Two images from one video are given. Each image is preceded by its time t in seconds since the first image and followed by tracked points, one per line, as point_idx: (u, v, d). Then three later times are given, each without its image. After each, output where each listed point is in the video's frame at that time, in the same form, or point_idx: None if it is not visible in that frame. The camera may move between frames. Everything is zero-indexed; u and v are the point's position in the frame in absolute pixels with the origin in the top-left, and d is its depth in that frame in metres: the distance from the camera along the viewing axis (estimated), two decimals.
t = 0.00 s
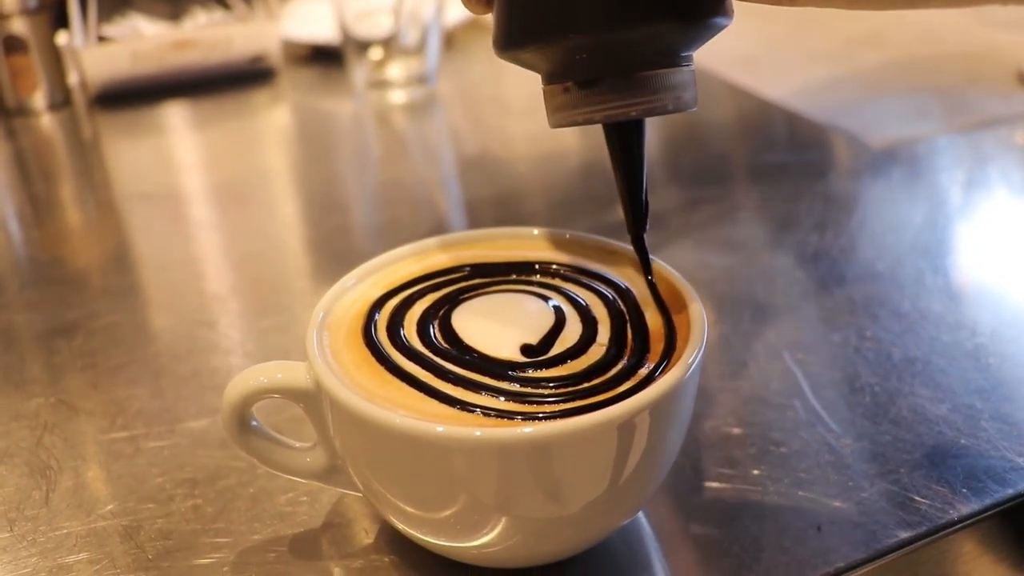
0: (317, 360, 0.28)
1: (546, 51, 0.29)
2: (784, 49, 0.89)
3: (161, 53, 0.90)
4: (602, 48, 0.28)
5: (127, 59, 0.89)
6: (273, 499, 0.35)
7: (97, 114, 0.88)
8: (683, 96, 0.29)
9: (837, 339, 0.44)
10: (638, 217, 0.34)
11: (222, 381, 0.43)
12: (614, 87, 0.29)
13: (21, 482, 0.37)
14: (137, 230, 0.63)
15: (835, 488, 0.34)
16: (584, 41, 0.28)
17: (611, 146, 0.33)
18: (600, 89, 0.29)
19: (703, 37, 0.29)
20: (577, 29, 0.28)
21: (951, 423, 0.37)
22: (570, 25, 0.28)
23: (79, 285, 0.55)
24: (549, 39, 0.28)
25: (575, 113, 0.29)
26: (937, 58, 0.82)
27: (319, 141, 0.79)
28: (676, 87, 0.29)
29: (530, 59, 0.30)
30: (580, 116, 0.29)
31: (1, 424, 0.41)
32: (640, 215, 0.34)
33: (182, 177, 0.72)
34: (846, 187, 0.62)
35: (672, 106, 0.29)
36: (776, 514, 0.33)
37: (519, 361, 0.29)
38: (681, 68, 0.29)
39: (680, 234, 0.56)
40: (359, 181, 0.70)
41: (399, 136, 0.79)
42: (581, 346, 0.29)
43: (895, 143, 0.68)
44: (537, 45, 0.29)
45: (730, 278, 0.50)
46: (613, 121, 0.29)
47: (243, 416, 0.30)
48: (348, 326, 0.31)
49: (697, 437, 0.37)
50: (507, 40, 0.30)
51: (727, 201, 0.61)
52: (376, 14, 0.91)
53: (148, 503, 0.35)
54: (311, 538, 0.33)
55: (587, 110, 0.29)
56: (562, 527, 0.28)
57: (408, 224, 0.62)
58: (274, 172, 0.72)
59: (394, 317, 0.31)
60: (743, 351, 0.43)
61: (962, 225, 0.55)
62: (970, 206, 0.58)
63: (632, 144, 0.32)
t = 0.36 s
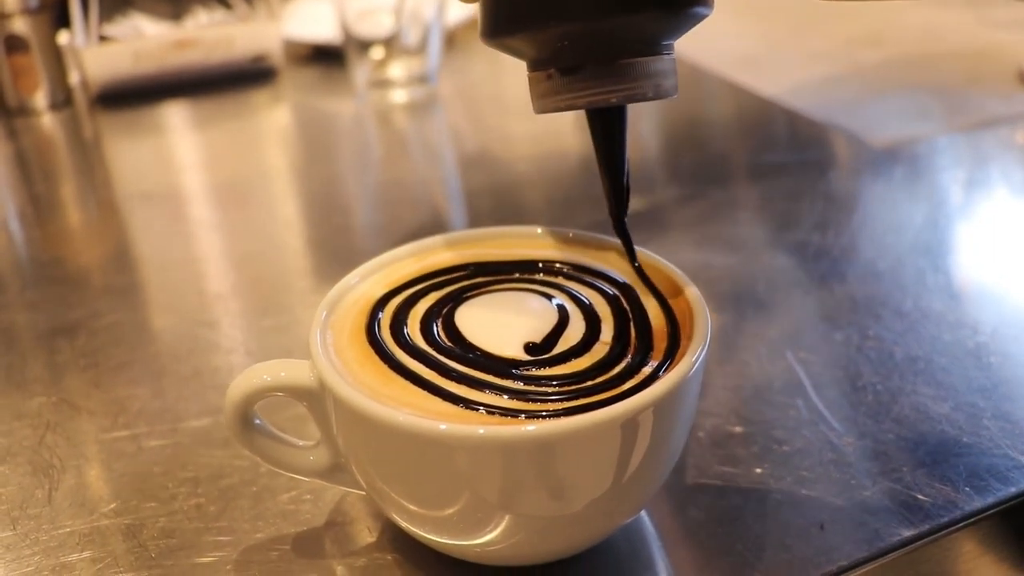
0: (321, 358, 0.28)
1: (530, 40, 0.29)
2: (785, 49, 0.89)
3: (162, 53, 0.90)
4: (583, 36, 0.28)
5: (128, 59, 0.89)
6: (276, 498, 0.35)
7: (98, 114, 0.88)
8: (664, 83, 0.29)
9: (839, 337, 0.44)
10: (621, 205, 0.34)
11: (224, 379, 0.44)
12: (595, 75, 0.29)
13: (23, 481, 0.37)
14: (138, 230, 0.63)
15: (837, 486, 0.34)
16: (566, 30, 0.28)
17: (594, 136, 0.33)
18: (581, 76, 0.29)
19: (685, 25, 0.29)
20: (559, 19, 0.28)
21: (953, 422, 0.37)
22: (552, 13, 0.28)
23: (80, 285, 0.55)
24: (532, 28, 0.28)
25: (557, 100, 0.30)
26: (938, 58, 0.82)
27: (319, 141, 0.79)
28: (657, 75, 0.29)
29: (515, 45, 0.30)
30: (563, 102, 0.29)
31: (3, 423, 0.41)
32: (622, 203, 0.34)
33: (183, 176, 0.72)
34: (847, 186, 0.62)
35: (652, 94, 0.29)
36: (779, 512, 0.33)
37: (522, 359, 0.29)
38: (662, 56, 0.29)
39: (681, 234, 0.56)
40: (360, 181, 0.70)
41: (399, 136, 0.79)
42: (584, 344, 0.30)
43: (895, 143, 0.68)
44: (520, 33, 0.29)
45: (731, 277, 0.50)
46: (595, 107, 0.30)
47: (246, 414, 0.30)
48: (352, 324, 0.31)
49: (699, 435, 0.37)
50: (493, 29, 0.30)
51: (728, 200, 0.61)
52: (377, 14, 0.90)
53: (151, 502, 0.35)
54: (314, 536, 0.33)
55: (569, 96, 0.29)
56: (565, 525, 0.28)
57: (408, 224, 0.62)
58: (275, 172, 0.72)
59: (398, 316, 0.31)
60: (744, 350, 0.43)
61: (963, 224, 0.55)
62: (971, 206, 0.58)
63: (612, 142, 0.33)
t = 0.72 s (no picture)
0: (318, 357, 0.28)
1: (506, 33, 0.29)
2: (784, 48, 0.89)
3: (161, 52, 0.91)
4: (557, 30, 0.28)
5: (127, 59, 0.89)
6: (273, 497, 0.35)
7: (97, 113, 0.88)
8: (635, 77, 0.29)
9: (837, 336, 0.44)
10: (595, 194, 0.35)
11: (222, 379, 0.44)
12: (569, 68, 0.29)
13: (21, 480, 0.37)
14: (137, 229, 0.63)
15: (834, 485, 0.34)
16: (541, 25, 0.28)
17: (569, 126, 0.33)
18: (555, 68, 0.29)
19: (660, 19, 0.29)
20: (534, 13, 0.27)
21: (950, 421, 0.37)
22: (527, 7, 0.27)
23: (79, 284, 0.55)
24: (507, 21, 0.28)
25: (531, 92, 0.30)
26: (938, 57, 0.82)
27: (319, 141, 0.79)
28: (629, 68, 0.29)
29: (494, 37, 0.29)
30: (538, 94, 0.29)
31: (2, 422, 0.41)
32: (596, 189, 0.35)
33: (182, 176, 0.72)
34: (847, 186, 0.62)
35: (624, 87, 0.29)
36: (777, 511, 0.33)
37: (519, 357, 0.29)
38: (635, 49, 0.29)
39: (680, 234, 0.56)
40: (359, 181, 0.70)
41: (399, 136, 0.79)
42: (581, 343, 0.30)
43: (895, 142, 0.68)
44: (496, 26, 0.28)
45: (730, 276, 0.50)
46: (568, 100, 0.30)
47: (244, 413, 0.30)
48: (348, 323, 0.31)
49: (697, 434, 0.37)
50: (470, 22, 0.29)
51: (727, 200, 0.61)
52: (377, 14, 0.90)
53: (148, 501, 0.35)
54: (311, 535, 0.33)
55: (543, 89, 0.29)
56: (562, 523, 0.28)
57: (408, 223, 0.62)
58: (274, 171, 0.72)
59: (395, 315, 0.32)
60: (742, 349, 0.43)
61: (963, 224, 0.55)
62: (971, 205, 0.58)
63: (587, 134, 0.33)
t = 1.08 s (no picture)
0: (317, 359, 0.28)
1: (479, 31, 0.28)
2: (784, 49, 0.90)
3: (161, 53, 0.91)
4: (529, 27, 0.27)
5: (127, 59, 0.90)
6: (273, 497, 0.35)
7: (98, 114, 0.88)
8: (610, 73, 0.28)
9: (835, 337, 0.44)
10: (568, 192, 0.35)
11: (222, 379, 0.44)
12: (542, 64, 0.28)
13: (22, 481, 0.37)
14: (138, 230, 0.63)
15: (831, 486, 0.34)
16: (512, 21, 0.27)
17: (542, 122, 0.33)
18: (528, 64, 0.28)
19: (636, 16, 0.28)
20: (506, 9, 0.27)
21: (948, 422, 0.37)
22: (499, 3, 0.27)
23: (79, 285, 0.55)
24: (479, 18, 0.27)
25: (504, 88, 0.29)
26: (937, 58, 0.82)
27: (319, 141, 0.79)
28: (603, 64, 0.28)
29: (473, 33, 0.28)
30: (511, 90, 0.29)
31: (2, 423, 0.42)
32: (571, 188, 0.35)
33: (182, 177, 0.73)
34: (847, 186, 0.62)
35: (598, 84, 0.29)
36: (774, 512, 0.33)
37: (517, 359, 0.29)
38: (610, 46, 0.28)
39: (679, 235, 0.56)
40: (359, 182, 0.70)
41: (399, 136, 0.79)
42: (579, 344, 0.30)
43: (894, 143, 0.68)
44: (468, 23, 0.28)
45: (729, 277, 0.51)
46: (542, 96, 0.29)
47: (243, 414, 0.30)
48: (348, 325, 0.31)
49: (695, 435, 0.37)
50: (442, 17, 0.28)
51: (727, 200, 0.62)
52: (376, 14, 0.90)
53: (148, 501, 0.35)
54: (311, 535, 0.33)
55: (516, 85, 0.29)
56: (560, 524, 0.28)
57: (408, 224, 0.62)
58: (274, 172, 0.73)
59: (394, 317, 0.32)
60: (741, 350, 0.43)
61: (962, 224, 0.55)
62: (970, 205, 0.58)
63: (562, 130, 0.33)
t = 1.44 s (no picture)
0: (316, 361, 0.28)
1: (448, 30, 0.28)
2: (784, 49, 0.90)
3: (160, 53, 0.91)
4: (496, 26, 0.27)
5: (126, 59, 0.90)
6: (272, 499, 0.35)
7: (97, 114, 0.88)
8: (577, 73, 0.29)
9: (836, 339, 0.44)
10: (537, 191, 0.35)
11: (221, 380, 0.44)
12: (510, 63, 0.28)
13: (20, 482, 0.37)
14: (137, 230, 0.63)
15: (832, 488, 0.34)
16: (479, 20, 0.27)
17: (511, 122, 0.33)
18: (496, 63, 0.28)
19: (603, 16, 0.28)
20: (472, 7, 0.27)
21: (948, 424, 0.37)
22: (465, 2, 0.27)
23: (78, 285, 0.55)
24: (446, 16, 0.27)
25: (472, 87, 0.29)
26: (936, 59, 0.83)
27: (319, 142, 0.79)
28: (570, 64, 0.28)
29: (441, 31, 0.28)
30: (480, 89, 0.29)
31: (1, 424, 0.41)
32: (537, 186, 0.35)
33: (182, 177, 0.72)
34: (847, 187, 0.62)
35: (566, 83, 0.29)
36: (775, 515, 0.33)
37: (516, 361, 0.29)
38: (578, 46, 0.29)
39: (680, 235, 0.56)
40: (359, 182, 0.70)
41: (400, 136, 0.79)
42: (579, 346, 0.30)
43: (894, 143, 0.68)
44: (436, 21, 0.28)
45: (730, 277, 0.51)
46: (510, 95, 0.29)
47: (242, 417, 0.30)
48: (347, 327, 0.31)
49: (695, 437, 0.37)
50: (411, 15, 0.29)
51: (727, 200, 0.61)
52: (376, 15, 0.90)
53: (147, 504, 0.35)
54: (310, 538, 0.33)
55: (484, 84, 0.29)
56: (560, 527, 0.28)
57: (407, 224, 0.62)
58: (274, 172, 0.73)
59: (393, 318, 0.32)
60: (741, 351, 0.43)
61: (961, 225, 0.55)
62: (970, 206, 0.58)
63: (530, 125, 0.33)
